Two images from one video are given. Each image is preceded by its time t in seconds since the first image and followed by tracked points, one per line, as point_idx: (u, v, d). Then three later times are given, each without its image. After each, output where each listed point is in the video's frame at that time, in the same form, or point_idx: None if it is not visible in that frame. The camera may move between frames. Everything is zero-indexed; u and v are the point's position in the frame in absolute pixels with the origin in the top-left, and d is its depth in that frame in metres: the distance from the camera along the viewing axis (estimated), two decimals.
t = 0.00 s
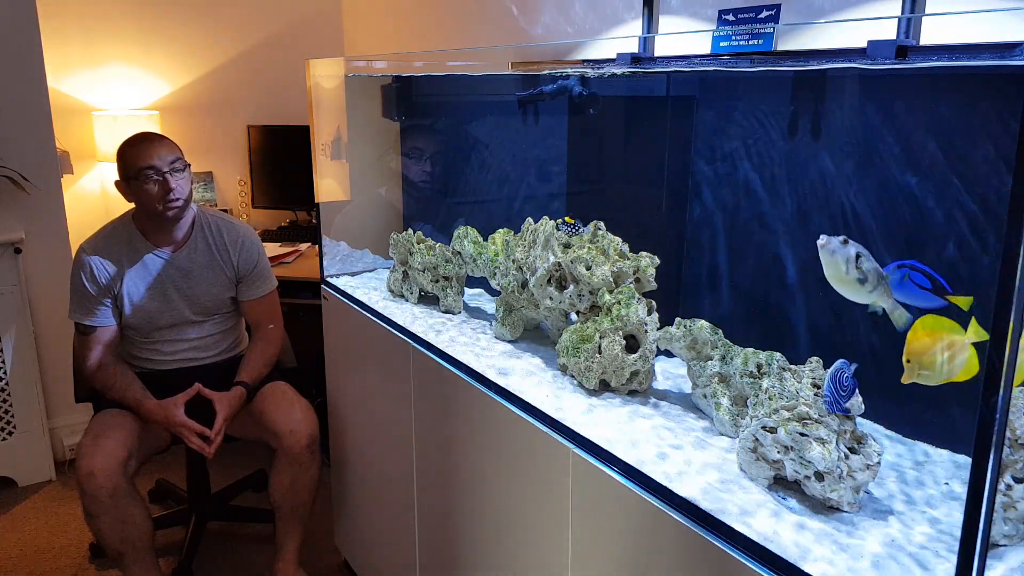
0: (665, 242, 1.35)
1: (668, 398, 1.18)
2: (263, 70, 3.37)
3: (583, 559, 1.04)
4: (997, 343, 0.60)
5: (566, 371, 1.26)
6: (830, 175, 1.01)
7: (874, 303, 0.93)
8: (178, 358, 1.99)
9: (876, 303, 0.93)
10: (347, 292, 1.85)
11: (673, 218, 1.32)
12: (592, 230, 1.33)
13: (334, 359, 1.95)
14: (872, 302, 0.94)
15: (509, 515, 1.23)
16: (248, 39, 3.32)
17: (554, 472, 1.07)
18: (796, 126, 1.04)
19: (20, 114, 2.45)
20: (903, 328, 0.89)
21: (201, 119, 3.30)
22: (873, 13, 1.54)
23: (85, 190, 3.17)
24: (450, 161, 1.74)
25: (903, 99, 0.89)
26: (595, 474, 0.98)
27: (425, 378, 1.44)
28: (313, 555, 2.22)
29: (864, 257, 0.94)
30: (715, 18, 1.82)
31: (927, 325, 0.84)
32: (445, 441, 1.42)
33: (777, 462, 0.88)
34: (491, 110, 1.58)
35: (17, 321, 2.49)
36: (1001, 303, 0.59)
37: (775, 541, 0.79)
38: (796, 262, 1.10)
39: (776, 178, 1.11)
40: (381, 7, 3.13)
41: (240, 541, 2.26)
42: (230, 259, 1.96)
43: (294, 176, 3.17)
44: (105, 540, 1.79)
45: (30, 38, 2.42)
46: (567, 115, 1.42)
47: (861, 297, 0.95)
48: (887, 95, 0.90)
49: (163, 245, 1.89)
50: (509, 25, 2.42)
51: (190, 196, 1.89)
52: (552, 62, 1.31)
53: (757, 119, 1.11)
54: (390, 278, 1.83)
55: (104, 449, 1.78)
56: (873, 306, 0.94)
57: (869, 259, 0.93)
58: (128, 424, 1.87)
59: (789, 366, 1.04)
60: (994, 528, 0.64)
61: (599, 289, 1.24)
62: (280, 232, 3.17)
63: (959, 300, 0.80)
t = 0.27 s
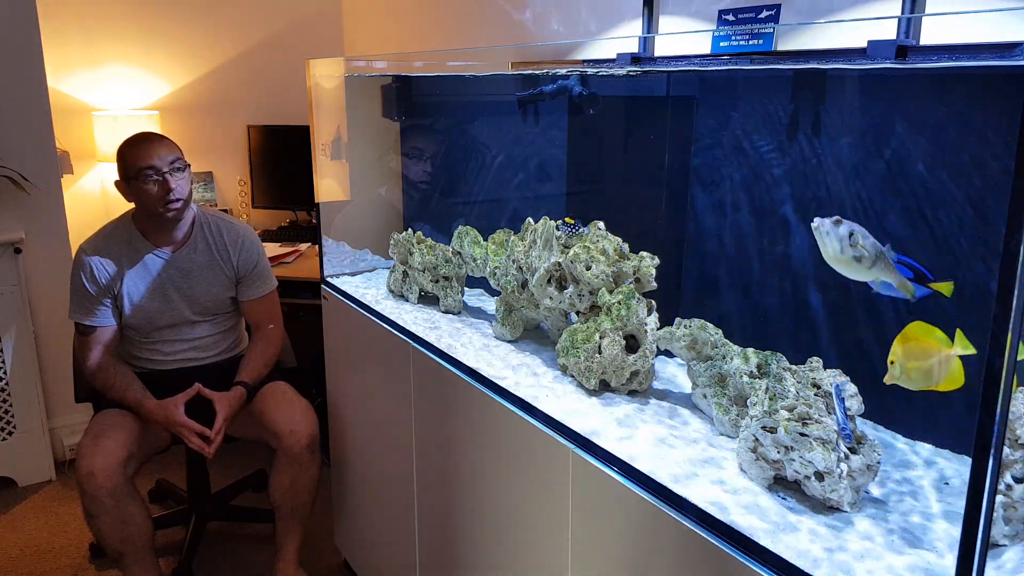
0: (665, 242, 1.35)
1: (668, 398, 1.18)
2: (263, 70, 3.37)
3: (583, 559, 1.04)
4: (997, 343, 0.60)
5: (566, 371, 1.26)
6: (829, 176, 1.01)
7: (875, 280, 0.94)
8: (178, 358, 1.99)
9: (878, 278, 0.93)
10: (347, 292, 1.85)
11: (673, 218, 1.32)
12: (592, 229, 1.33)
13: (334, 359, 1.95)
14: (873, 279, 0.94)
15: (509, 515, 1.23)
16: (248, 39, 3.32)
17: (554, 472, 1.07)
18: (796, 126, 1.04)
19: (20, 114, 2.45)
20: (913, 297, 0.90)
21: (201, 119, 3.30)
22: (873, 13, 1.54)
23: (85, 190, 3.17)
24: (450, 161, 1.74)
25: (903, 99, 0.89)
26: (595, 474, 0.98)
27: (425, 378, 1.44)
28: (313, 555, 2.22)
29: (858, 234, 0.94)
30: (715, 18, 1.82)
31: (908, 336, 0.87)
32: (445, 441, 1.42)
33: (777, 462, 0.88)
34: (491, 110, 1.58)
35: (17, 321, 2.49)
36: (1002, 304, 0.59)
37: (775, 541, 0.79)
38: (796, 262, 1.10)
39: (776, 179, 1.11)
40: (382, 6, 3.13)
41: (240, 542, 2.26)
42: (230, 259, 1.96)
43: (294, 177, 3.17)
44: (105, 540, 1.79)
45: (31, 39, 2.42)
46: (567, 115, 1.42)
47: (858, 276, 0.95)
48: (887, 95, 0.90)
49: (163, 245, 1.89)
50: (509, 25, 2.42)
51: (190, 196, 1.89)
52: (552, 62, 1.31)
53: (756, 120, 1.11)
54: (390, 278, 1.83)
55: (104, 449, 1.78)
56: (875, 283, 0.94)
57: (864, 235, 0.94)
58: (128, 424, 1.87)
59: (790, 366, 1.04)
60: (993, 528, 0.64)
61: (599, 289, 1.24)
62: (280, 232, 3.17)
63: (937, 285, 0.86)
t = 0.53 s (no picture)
0: (665, 242, 1.35)
1: (668, 398, 1.18)
2: (263, 70, 3.37)
3: (583, 559, 1.04)
4: (997, 342, 0.60)
5: (566, 371, 1.26)
6: (829, 176, 1.01)
7: (877, 260, 0.90)
8: (178, 358, 1.99)
9: (878, 257, 0.90)
10: (347, 292, 1.85)
11: (672, 218, 1.32)
12: (592, 230, 1.33)
13: (334, 359, 1.95)
14: (874, 258, 0.90)
15: (509, 515, 1.23)
16: (248, 39, 3.33)
17: (554, 472, 1.07)
18: (795, 126, 1.04)
19: (20, 114, 2.45)
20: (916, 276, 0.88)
21: (201, 119, 3.30)
22: (873, 13, 1.54)
23: (85, 190, 3.17)
24: (450, 161, 1.74)
25: (903, 98, 0.89)
26: (595, 474, 0.97)
27: (425, 378, 1.44)
28: (313, 555, 2.22)
29: (857, 214, 0.92)
30: (715, 18, 1.82)
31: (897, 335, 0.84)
32: (445, 441, 1.42)
33: (777, 462, 0.88)
34: (491, 110, 1.58)
35: (17, 320, 2.49)
36: (1002, 304, 0.59)
37: (775, 542, 0.79)
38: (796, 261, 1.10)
39: (776, 179, 1.11)
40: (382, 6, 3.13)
41: (240, 542, 2.26)
42: (229, 259, 1.96)
43: (294, 177, 3.17)
44: (105, 540, 1.79)
45: (31, 39, 2.42)
46: (567, 115, 1.42)
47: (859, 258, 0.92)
48: (886, 95, 0.91)
49: (163, 245, 1.89)
50: (509, 25, 2.43)
51: (191, 196, 1.89)
52: (552, 62, 1.31)
53: (756, 120, 1.11)
54: (390, 278, 1.83)
55: (104, 449, 1.78)
56: (873, 266, 0.91)
57: (862, 215, 0.92)
58: (128, 424, 1.87)
59: (789, 366, 1.04)
60: (994, 527, 0.63)
61: (599, 289, 1.24)
62: (280, 232, 3.17)
63: (922, 277, 0.88)
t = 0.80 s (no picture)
0: (666, 242, 1.35)
1: (668, 398, 1.18)
2: (263, 70, 3.37)
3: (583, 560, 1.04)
4: (997, 341, 0.60)
5: (566, 371, 1.26)
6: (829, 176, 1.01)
7: (872, 243, 0.94)
8: (178, 358, 1.99)
9: (876, 240, 0.94)
10: (347, 293, 1.85)
11: (672, 218, 1.32)
12: (592, 230, 1.33)
13: (334, 359, 1.95)
14: (869, 242, 0.95)
15: (509, 515, 1.23)
16: (248, 39, 3.33)
17: (554, 472, 1.07)
18: (795, 126, 1.04)
19: (20, 114, 2.45)
20: (917, 252, 0.89)
21: (201, 119, 3.30)
22: (873, 13, 1.54)
23: (85, 190, 3.17)
24: (450, 161, 1.74)
25: (903, 98, 0.89)
26: (595, 474, 0.98)
27: (425, 378, 1.44)
28: (313, 555, 2.22)
29: (851, 197, 0.97)
30: (715, 18, 1.82)
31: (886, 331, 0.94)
32: (445, 442, 1.42)
33: (777, 462, 0.88)
34: (491, 110, 1.58)
35: (17, 320, 2.49)
36: (1002, 303, 0.59)
37: (775, 542, 0.79)
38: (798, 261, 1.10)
39: (776, 179, 1.11)
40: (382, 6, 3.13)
41: (240, 542, 2.26)
42: (229, 259, 1.96)
43: (294, 177, 3.17)
44: (105, 540, 1.79)
45: (31, 39, 2.42)
46: (567, 115, 1.42)
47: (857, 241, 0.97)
48: (887, 95, 0.90)
49: (162, 245, 1.89)
50: (509, 26, 2.43)
51: (191, 196, 1.89)
52: (553, 62, 1.31)
53: (756, 120, 1.11)
54: (390, 278, 1.83)
55: (104, 449, 1.78)
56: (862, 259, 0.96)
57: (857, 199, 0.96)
58: (128, 424, 1.87)
59: (789, 366, 1.04)
60: (994, 528, 0.63)
61: (599, 289, 1.24)
62: (280, 232, 3.17)
63: (905, 275, 0.91)
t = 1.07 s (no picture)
0: (666, 242, 1.35)
1: (668, 398, 1.18)
2: (263, 70, 3.37)
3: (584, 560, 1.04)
4: (996, 342, 0.60)
5: (566, 371, 1.26)
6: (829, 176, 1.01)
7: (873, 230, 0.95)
8: (178, 358, 1.99)
9: (873, 228, 0.95)
10: (347, 293, 1.85)
11: (672, 218, 1.32)
12: (592, 230, 1.33)
13: (334, 359, 1.95)
14: (869, 228, 0.95)
15: (509, 515, 1.23)
16: (248, 39, 3.32)
17: (554, 472, 1.07)
18: (796, 126, 1.04)
19: (20, 114, 2.45)
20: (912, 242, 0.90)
21: (201, 119, 3.30)
22: (873, 13, 1.54)
23: (85, 190, 3.17)
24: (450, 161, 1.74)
25: (903, 98, 0.89)
26: (595, 474, 0.98)
27: (425, 378, 1.44)
28: (313, 555, 2.22)
29: (854, 182, 0.96)
30: (715, 18, 1.82)
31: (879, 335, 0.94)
32: (445, 441, 1.42)
33: (777, 462, 0.88)
34: (491, 110, 1.58)
35: (17, 321, 2.49)
36: (1001, 304, 0.59)
37: (775, 542, 0.79)
38: (798, 260, 1.10)
39: (776, 179, 1.11)
40: (382, 6, 3.13)
41: (240, 542, 2.26)
42: (229, 259, 1.96)
43: (294, 177, 3.17)
44: (105, 540, 1.79)
45: (31, 39, 2.42)
46: (567, 115, 1.42)
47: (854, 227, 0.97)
48: (887, 96, 0.90)
49: (162, 245, 1.89)
50: (509, 26, 2.43)
51: (191, 196, 1.89)
52: (552, 62, 1.31)
53: (756, 120, 1.11)
54: (390, 278, 1.83)
55: (104, 449, 1.78)
56: (851, 259, 0.97)
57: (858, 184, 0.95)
58: (129, 423, 1.87)
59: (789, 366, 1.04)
60: (994, 528, 0.64)
61: (599, 289, 1.24)
62: (280, 232, 3.17)
63: (894, 275, 0.93)
